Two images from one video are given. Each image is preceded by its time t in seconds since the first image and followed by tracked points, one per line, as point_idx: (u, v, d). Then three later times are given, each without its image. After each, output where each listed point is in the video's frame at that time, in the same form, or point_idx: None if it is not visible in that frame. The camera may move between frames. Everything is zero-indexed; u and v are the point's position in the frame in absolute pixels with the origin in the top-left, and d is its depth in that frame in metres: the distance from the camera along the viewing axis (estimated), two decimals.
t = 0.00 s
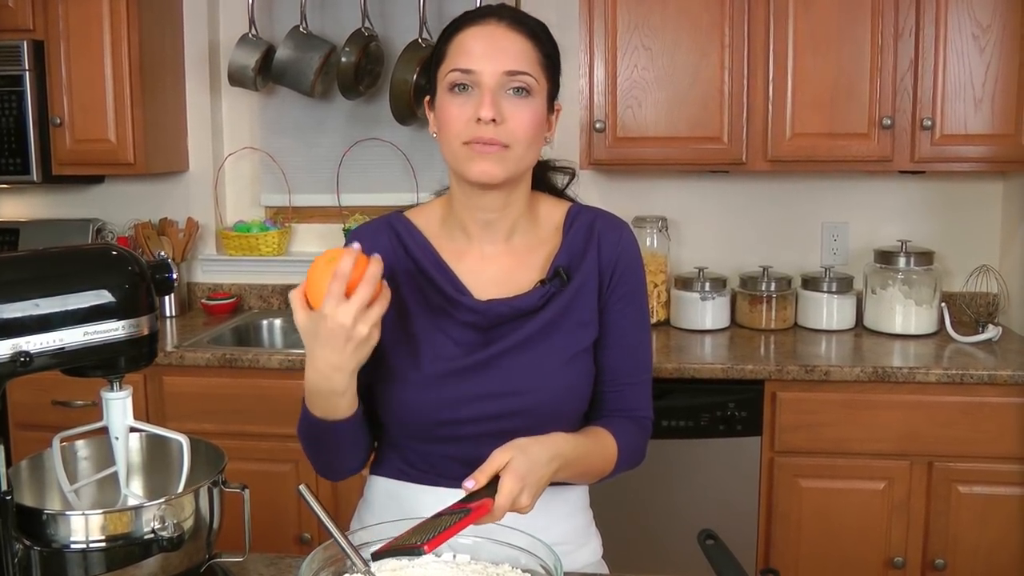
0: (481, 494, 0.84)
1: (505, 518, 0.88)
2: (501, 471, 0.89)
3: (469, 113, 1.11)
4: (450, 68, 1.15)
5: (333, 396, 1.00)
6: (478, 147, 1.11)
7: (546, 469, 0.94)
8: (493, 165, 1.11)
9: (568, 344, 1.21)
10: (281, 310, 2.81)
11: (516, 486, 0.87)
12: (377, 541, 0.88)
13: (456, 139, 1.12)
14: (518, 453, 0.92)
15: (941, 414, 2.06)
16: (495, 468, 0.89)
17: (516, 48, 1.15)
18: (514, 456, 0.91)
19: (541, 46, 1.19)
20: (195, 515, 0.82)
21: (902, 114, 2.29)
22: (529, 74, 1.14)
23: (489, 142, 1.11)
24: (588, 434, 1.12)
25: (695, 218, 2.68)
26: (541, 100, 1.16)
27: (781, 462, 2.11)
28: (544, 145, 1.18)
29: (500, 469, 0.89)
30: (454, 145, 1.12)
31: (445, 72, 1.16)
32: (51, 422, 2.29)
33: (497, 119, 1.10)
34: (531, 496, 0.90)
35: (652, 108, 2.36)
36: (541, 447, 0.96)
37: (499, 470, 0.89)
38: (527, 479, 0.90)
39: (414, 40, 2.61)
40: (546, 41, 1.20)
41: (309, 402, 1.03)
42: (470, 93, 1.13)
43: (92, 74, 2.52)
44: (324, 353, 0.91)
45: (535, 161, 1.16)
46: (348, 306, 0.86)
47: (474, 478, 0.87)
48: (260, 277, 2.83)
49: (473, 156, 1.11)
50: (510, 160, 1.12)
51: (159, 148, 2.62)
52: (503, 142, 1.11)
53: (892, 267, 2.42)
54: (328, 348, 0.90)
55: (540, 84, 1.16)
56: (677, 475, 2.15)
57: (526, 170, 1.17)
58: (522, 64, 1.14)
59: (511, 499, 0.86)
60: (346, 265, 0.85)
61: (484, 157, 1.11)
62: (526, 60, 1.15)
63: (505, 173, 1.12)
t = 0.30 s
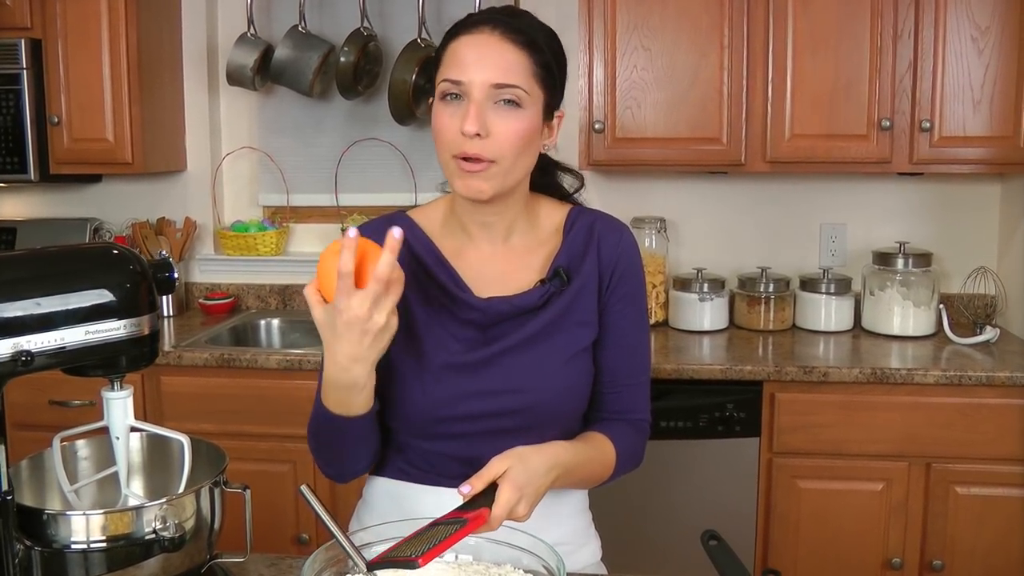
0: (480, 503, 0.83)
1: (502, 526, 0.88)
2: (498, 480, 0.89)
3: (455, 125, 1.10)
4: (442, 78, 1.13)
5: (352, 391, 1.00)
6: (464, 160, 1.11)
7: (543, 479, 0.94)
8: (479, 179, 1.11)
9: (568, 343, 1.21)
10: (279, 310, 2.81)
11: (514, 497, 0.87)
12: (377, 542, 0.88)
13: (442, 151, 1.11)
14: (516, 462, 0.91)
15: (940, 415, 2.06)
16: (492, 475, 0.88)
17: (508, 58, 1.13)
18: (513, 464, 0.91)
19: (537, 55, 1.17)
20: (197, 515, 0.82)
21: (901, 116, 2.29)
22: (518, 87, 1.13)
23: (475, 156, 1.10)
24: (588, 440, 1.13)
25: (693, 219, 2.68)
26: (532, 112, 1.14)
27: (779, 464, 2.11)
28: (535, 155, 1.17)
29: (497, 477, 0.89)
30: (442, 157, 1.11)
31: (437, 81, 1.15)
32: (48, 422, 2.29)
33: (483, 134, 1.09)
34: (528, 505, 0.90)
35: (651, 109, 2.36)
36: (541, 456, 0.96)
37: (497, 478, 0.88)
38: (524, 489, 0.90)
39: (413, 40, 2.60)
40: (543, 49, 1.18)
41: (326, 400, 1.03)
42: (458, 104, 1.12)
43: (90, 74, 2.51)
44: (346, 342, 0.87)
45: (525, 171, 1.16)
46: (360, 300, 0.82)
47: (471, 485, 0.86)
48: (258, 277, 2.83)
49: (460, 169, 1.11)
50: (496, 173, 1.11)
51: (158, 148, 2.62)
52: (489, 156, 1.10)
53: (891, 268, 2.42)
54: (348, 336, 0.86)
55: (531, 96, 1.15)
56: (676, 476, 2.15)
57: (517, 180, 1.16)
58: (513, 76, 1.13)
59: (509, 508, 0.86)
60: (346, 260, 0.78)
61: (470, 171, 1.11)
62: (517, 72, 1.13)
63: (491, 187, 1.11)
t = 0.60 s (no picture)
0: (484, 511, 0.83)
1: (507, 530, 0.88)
2: (504, 485, 0.89)
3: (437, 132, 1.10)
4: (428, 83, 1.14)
5: (371, 422, 0.96)
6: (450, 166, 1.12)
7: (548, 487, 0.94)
8: (463, 183, 1.12)
9: (579, 348, 1.21)
10: (276, 310, 2.80)
11: (519, 503, 0.87)
12: (379, 543, 0.88)
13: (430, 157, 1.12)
14: (522, 469, 0.91)
15: (938, 416, 2.07)
16: (496, 481, 0.89)
17: (489, 59, 1.12)
18: (519, 470, 0.91)
19: (523, 55, 1.16)
20: (198, 516, 0.82)
21: (899, 118, 2.30)
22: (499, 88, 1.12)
23: (457, 160, 1.10)
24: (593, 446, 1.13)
25: (691, 220, 2.68)
26: (515, 111, 1.13)
27: (778, 464, 2.12)
28: (525, 153, 1.16)
29: (502, 482, 0.89)
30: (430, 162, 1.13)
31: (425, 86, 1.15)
32: (45, 422, 2.28)
33: (461, 138, 1.09)
34: (532, 512, 0.90)
35: (650, 110, 2.36)
36: (546, 464, 0.96)
37: (501, 484, 0.89)
38: (529, 496, 0.90)
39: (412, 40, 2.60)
40: (530, 48, 1.16)
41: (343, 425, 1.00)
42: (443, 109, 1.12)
43: (87, 73, 2.50)
44: (367, 382, 0.88)
45: (513, 170, 1.15)
46: (397, 337, 0.84)
47: (473, 487, 0.87)
48: (255, 277, 2.82)
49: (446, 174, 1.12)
50: (480, 176, 1.12)
51: (155, 147, 2.61)
52: (471, 161, 1.10)
53: (888, 269, 2.43)
54: (372, 375, 0.87)
55: (515, 95, 1.14)
56: (673, 477, 2.15)
57: (507, 180, 1.15)
58: (493, 77, 1.12)
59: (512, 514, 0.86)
60: (394, 297, 0.82)
61: (456, 176, 1.11)
62: (497, 73, 1.12)
63: (477, 191, 1.12)
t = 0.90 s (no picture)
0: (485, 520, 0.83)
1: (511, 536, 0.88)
2: (504, 492, 0.89)
3: (477, 130, 1.09)
4: (453, 84, 1.13)
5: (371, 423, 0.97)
6: (488, 165, 1.10)
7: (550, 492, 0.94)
8: (503, 182, 1.10)
9: (579, 347, 1.20)
10: (273, 311, 2.80)
11: (520, 511, 0.86)
12: (385, 546, 0.88)
13: (465, 155, 1.10)
14: (522, 477, 0.90)
15: (937, 416, 2.07)
16: (496, 488, 0.88)
17: (517, 59, 1.13)
18: (519, 478, 0.90)
19: (544, 55, 1.17)
20: (201, 518, 0.82)
21: (897, 118, 2.30)
22: (534, 85, 1.12)
23: (497, 159, 1.09)
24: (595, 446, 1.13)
25: (690, 220, 2.68)
26: (546, 109, 1.14)
27: (776, 465, 2.12)
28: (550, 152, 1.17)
29: (500, 489, 0.88)
30: (462, 162, 1.11)
31: (448, 86, 1.14)
32: (43, 423, 2.27)
33: (505, 137, 1.08)
34: (534, 519, 0.89)
35: (649, 111, 2.36)
36: (548, 471, 0.95)
37: (501, 491, 0.88)
38: (531, 504, 0.89)
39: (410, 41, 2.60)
40: (548, 47, 1.18)
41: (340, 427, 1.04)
42: (476, 108, 1.12)
43: (85, 73, 2.50)
44: (359, 384, 0.89)
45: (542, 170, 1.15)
46: (380, 338, 0.84)
47: (473, 494, 0.86)
48: (253, 278, 2.82)
49: (482, 174, 1.10)
50: (519, 174, 1.11)
51: (152, 148, 2.60)
52: (513, 158, 1.10)
53: (886, 270, 2.43)
54: (363, 380, 0.88)
55: (545, 94, 1.14)
56: (672, 477, 2.15)
57: (534, 178, 1.15)
58: (526, 75, 1.12)
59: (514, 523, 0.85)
60: (373, 297, 0.81)
61: (494, 175, 1.10)
62: (529, 71, 1.13)
63: (515, 189, 1.11)
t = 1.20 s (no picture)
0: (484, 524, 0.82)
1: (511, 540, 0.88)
2: (505, 495, 0.88)
3: (471, 132, 1.09)
4: (449, 86, 1.13)
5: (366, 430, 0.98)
6: (483, 167, 1.10)
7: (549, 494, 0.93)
8: (499, 184, 1.10)
9: (579, 349, 1.20)
10: (270, 314, 2.79)
11: (520, 514, 0.85)
12: (386, 549, 0.88)
13: (459, 157, 1.10)
14: (521, 479, 0.90)
15: (935, 418, 2.07)
16: (495, 491, 0.88)
17: (513, 62, 1.12)
18: (519, 481, 0.90)
19: (541, 57, 1.16)
20: (202, 521, 0.81)
21: (895, 120, 2.30)
22: (529, 88, 1.12)
23: (493, 161, 1.09)
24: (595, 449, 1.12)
25: (687, 222, 2.68)
26: (542, 111, 1.13)
27: (774, 467, 2.12)
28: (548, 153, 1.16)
29: (500, 492, 0.88)
30: (457, 164, 1.11)
31: (444, 89, 1.14)
32: (40, 427, 2.27)
33: (499, 139, 1.08)
34: (535, 522, 0.89)
35: (646, 113, 2.36)
36: (548, 473, 0.95)
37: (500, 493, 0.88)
38: (531, 506, 0.89)
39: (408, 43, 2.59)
40: (545, 49, 1.17)
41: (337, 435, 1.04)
42: (470, 110, 1.11)
43: (81, 75, 2.49)
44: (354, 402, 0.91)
45: (539, 172, 1.15)
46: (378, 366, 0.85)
47: (472, 497, 0.86)
48: (250, 280, 2.81)
49: (478, 177, 1.10)
50: (515, 177, 1.11)
51: (149, 150, 2.60)
52: (507, 161, 1.10)
53: (884, 271, 2.43)
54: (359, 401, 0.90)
55: (541, 95, 1.14)
56: (671, 480, 2.15)
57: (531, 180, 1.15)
58: (521, 77, 1.12)
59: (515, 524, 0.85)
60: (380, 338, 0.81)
61: (489, 178, 1.10)
62: (525, 73, 1.12)
63: (511, 192, 1.11)
